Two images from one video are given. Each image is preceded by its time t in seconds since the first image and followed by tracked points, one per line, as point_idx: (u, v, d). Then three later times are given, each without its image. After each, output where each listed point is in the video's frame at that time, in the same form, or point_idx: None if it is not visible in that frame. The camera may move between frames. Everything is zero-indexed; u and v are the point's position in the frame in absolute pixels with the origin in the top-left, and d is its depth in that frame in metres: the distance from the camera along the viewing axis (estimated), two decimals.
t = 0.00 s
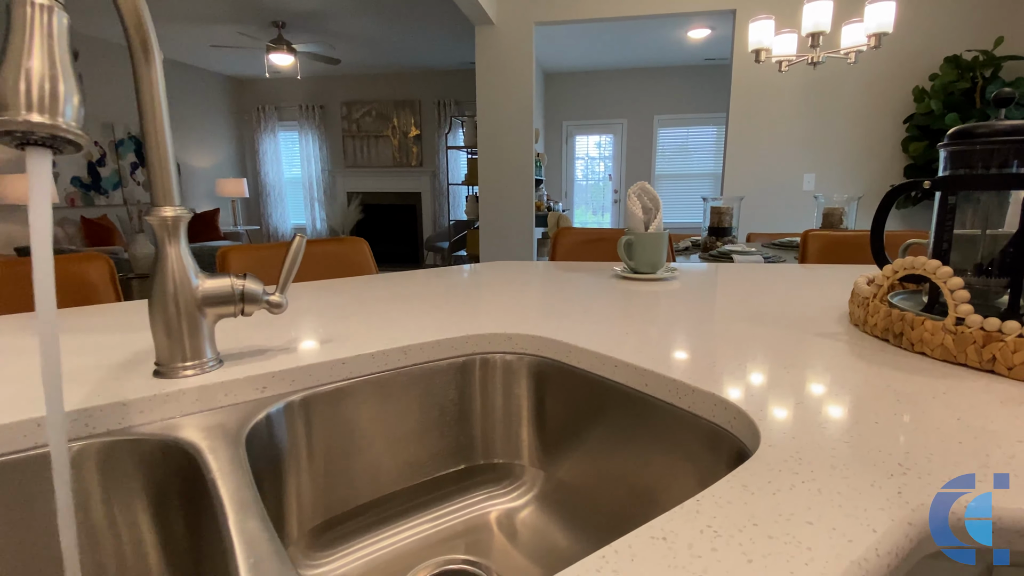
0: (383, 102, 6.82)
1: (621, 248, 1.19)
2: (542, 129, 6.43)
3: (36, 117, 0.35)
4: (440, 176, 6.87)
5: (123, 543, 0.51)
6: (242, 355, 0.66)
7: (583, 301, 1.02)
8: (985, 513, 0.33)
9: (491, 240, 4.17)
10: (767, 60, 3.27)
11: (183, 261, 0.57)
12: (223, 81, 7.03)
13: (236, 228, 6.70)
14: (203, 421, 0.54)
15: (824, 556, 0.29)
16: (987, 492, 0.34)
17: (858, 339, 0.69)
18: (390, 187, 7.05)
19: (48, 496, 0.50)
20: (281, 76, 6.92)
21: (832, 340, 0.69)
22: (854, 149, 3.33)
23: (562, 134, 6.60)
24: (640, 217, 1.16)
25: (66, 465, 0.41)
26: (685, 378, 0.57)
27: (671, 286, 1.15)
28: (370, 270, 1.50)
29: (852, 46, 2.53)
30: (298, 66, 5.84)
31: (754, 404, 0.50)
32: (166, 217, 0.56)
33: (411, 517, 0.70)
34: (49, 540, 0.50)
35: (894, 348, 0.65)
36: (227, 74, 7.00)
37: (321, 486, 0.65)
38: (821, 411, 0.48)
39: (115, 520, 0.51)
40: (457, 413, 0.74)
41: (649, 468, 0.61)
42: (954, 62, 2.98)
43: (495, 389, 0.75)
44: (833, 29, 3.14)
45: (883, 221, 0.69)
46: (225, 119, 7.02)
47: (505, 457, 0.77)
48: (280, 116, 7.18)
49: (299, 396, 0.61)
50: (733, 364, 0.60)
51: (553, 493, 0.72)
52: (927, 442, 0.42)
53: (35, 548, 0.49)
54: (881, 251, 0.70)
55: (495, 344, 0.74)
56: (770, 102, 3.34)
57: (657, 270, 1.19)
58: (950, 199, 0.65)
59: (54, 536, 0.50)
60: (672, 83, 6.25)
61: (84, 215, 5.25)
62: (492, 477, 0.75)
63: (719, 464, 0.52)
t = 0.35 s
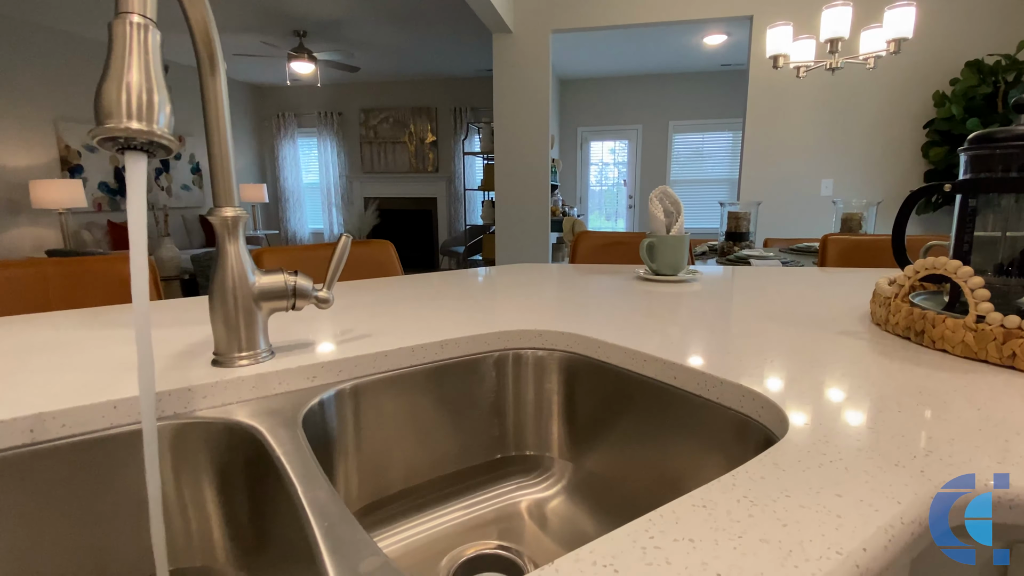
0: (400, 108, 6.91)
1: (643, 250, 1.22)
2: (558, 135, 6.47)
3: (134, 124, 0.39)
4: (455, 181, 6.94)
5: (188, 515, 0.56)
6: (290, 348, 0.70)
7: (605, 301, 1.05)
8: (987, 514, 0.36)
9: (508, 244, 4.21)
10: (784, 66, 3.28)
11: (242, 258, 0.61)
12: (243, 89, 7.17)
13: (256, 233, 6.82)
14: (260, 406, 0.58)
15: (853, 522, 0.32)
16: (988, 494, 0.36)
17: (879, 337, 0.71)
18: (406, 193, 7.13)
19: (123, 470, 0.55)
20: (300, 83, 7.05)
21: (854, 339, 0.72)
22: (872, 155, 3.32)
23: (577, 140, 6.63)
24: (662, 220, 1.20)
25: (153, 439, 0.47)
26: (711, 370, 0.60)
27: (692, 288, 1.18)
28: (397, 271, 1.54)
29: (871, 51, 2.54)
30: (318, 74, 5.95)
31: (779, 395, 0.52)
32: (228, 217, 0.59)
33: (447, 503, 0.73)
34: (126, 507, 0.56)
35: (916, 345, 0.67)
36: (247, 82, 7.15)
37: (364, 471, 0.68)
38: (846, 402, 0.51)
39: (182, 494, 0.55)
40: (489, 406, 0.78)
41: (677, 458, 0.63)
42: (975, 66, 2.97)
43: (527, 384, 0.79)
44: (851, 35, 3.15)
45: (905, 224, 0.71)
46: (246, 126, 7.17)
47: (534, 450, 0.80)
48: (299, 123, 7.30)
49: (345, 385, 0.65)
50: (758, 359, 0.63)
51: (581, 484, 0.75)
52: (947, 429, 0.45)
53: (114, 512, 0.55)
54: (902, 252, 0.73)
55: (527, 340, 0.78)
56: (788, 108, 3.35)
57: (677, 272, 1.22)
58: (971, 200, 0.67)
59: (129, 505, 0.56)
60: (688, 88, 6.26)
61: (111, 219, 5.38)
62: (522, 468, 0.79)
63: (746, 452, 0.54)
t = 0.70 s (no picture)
0: (420, 114, 7.00)
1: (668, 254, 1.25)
2: (576, 139, 6.50)
3: (220, 140, 0.44)
4: (474, 185, 7.00)
5: (251, 499, 0.60)
6: (337, 346, 0.74)
7: (631, 305, 1.08)
8: (986, 514, 0.38)
9: (527, 248, 4.25)
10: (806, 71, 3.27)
11: (296, 261, 0.65)
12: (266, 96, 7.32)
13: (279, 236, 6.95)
14: (313, 399, 0.62)
15: (882, 506, 0.34)
16: (987, 494, 0.38)
17: (905, 341, 0.73)
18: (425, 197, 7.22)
19: (188, 457, 0.59)
20: (322, 90, 7.18)
21: (880, 342, 0.74)
22: (896, 160, 3.30)
23: (595, 144, 6.66)
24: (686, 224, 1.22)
25: (229, 426, 0.51)
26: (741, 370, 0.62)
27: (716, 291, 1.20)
28: (424, 274, 1.58)
29: (895, 56, 2.53)
30: (341, 81, 6.06)
31: (808, 394, 0.55)
32: (285, 222, 0.64)
33: (483, 495, 0.77)
34: (195, 492, 0.60)
35: (943, 348, 0.68)
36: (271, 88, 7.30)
37: (407, 463, 0.72)
38: (873, 402, 0.53)
39: (246, 481, 0.60)
40: (522, 404, 0.82)
41: (707, 454, 0.66)
42: (1002, 70, 2.94)
43: (559, 384, 0.82)
44: (874, 39, 3.13)
45: (930, 230, 0.73)
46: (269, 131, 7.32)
47: (566, 448, 0.83)
48: (321, 128, 7.43)
49: (391, 381, 0.69)
50: (786, 360, 0.66)
51: (611, 480, 0.78)
52: (972, 427, 0.47)
53: (184, 496, 0.60)
54: (928, 258, 0.74)
55: (559, 341, 0.81)
56: (809, 112, 3.34)
57: (701, 275, 1.24)
58: (997, 206, 0.69)
59: (194, 489, 0.60)
60: (708, 92, 6.24)
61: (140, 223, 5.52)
62: (554, 464, 0.82)
63: (775, 449, 0.57)
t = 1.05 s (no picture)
0: (443, 117, 7.09)
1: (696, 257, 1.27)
2: (598, 142, 6.51)
3: (296, 153, 0.48)
4: (495, 188, 7.05)
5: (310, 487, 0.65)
6: (384, 344, 0.78)
7: (661, 307, 1.10)
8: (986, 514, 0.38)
9: (549, 250, 4.27)
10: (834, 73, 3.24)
11: (350, 263, 0.69)
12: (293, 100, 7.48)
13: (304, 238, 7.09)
14: (365, 393, 0.66)
15: (915, 495, 0.37)
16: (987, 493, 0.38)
17: (937, 345, 0.74)
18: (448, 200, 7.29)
19: (256, 444, 0.64)
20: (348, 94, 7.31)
21: (912, 345, 0.75)
22: (927, 163, 3.25)
23: (617, 147, 6.65)
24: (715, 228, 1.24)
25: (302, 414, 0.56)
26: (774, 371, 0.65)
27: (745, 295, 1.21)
28: (454, 275, 1.63)
29: (926, 58, 2.50)
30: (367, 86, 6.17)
31: (841, 394, 0.57)
32: (340, 227, 0.68)
33: (521, 489, 0.80)
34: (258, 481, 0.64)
35: (975, 352, 0.70)
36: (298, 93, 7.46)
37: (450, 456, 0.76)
38: (905, 403, 0.55)
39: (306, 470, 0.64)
40: (557, 402, 0.85)
41: (740, 452, 0.68)
42: None
43: (592, 383, 0.86)
44: (905, 41, 3.10)
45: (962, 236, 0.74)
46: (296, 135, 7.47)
47: (599, 446, 0.86)
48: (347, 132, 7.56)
49: (436, 377, 0.73)
50: (819, 363, 0.68)
51: (643, 476, 0.80)
52: (1004, 428, 0.48)
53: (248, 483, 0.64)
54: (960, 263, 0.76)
55: (593, 341, 0.85)
56: (837, 114, 3.31)
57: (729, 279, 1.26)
58: None
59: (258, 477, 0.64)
60: (732, 94, 6.20)
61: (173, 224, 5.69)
62: (588, 460, 0.85)
63: (808, 446, 0.59)
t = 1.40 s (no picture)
0: (467, 119, 7.15)
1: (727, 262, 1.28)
2: (621, 143, 6.50)
3: (361, 168, 0.51)
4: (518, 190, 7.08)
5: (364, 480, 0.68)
6: (428, 346, 0.81)
7: (693, 311, 1.12)
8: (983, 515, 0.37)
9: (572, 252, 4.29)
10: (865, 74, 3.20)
11: (398, 269, 0.73)
12: (320, 103, 7.61)
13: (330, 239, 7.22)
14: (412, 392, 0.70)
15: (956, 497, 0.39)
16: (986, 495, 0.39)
17: (973, 353, 0.75)
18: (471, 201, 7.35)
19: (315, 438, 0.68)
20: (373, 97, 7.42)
21: (949, 352, 0.76)
22: (961, 165, 3.18)
23: (641, 148, 6.63)
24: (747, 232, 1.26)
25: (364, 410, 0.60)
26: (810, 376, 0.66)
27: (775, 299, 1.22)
28: (484, 278, 1.66)
29: (961, 60, 2.46)
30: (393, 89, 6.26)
31: (877, 400, 0.59)
32: (389, 234, 0.71)
33: (558, 487, 0.83)
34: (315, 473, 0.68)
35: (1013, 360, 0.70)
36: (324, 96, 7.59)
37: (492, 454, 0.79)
38: (941, 409, 0.56)
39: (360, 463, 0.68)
40: (593, 403, 0.88)
41: (775, 453, 0.70)
42: None
43: (628, 385, 0.88)
44: (939, 42, 3.04)
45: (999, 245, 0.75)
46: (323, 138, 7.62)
47: (634, 447, 0.88)
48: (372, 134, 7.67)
49: (479, 377, 0.77)
50: (855, 369, 0.69)
51: (678, 478, 0.82)
52: None
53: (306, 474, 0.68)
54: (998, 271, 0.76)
55: (628, 344, 0.87)
56: (867, 116, 3.26)
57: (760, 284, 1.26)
58: None
59: (315, 470, 0.68)
60: (758, 95, 6.13)
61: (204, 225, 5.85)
62: (622, 461, 0.87)
63: (844, 449, 0.61)
